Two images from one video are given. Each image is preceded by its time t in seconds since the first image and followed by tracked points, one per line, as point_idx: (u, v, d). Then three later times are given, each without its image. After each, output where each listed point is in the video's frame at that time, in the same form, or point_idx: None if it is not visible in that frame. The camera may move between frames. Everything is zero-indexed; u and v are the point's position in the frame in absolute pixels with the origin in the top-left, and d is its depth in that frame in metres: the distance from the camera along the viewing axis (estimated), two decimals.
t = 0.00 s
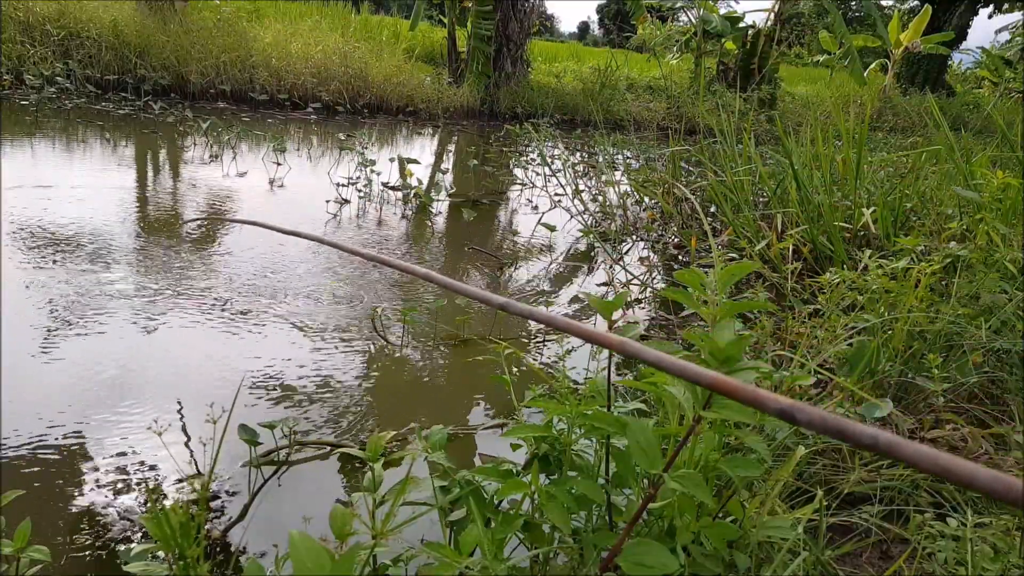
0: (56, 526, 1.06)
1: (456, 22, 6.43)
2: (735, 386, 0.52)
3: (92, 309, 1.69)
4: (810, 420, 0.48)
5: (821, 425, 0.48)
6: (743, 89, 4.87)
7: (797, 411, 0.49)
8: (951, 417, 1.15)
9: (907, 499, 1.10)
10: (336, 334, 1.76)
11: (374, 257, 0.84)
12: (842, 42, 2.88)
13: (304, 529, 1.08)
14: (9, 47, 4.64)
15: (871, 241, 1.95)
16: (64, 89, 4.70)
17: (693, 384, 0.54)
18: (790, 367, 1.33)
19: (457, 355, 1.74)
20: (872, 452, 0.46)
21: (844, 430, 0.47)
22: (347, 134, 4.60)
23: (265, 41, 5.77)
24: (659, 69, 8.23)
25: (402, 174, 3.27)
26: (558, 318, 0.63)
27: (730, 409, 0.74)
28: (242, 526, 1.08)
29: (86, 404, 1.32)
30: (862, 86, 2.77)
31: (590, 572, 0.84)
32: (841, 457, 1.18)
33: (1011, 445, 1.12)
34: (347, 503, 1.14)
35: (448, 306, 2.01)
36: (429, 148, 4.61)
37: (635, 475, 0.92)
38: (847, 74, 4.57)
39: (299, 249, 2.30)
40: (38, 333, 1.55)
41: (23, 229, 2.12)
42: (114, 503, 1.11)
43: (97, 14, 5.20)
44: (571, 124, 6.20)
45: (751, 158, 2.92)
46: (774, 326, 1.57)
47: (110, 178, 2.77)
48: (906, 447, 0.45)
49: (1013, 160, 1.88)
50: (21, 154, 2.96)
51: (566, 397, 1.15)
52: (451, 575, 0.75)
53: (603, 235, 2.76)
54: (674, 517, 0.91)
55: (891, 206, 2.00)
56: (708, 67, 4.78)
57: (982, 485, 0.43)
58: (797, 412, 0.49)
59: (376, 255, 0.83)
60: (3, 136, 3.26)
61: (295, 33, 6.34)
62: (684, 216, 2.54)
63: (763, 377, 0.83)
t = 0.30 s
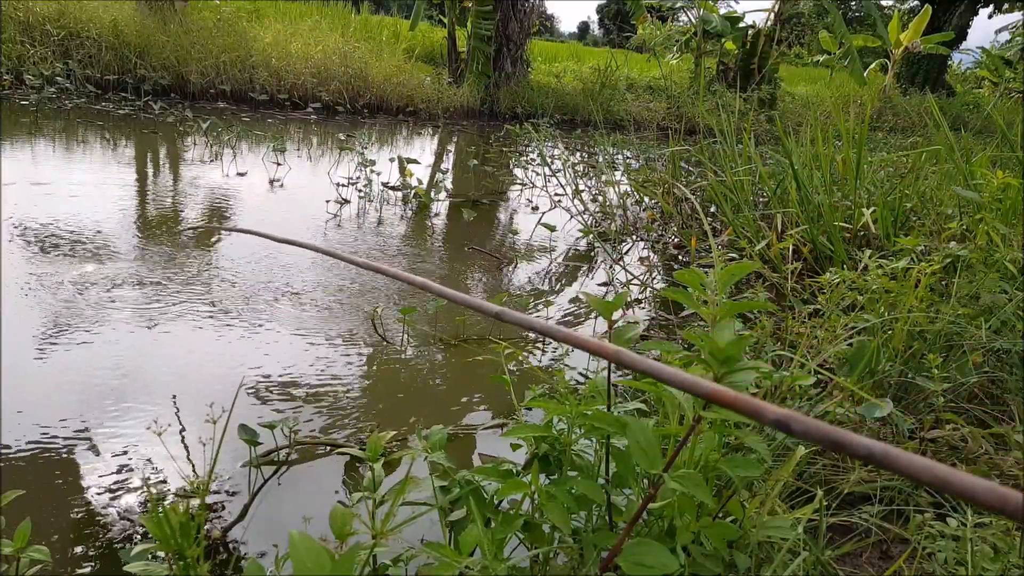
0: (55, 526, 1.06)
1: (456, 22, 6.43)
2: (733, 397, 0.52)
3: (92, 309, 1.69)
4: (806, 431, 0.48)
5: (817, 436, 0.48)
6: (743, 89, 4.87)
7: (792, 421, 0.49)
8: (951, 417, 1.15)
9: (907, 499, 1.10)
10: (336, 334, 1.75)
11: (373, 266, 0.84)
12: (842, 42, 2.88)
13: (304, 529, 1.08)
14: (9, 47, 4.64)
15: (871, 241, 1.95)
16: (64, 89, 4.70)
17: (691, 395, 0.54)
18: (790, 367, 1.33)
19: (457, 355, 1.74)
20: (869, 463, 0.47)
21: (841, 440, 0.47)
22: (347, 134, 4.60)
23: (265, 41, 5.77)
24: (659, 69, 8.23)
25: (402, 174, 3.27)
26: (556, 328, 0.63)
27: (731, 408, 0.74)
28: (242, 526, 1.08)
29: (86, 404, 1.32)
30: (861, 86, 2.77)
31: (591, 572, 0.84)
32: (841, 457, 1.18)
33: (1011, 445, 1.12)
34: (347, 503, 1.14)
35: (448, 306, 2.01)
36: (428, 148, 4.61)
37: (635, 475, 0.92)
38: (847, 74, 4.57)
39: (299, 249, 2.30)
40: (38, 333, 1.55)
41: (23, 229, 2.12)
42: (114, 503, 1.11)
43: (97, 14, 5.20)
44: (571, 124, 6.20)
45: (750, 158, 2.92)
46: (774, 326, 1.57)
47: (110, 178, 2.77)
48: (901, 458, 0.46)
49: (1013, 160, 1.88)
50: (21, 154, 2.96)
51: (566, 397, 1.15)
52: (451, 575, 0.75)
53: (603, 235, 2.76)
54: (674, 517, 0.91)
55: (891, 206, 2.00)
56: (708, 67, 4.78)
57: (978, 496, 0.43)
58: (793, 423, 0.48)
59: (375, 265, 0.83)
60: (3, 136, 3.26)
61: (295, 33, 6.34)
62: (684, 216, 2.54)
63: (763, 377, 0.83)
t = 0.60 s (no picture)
0: (56, 526, 1.06)
1: (456, 22, 6.42)
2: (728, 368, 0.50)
3: (93, 309, 1.69)
4: (799, 403, 0.46)
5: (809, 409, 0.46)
6: (743, 89, 4.87)
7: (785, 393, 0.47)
8: (951, 417, 1.15)
9: (907, 499, 1.10)
10: (336, 334, 1.76)
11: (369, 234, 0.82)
12: (842, 42, 2.88)
13: (304, 529, 1.08)
14: (9, 47, 4.64)
15: (871, 241, 1.95)
16: (64, 89, 4.70)
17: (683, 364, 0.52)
18: (790, 367, 1.33)
19: (457, 355, 1.73)
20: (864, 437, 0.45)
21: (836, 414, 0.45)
22: (347, 134, 4.60)
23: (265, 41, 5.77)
24: (659, 70, 8.24)
25: (402, 174, 3.27)
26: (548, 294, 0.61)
27: (731, 409, 0.74)
28: (242, 526, 1.08)
29: (86, 404, 1.33)
30: (861, 86, 2.77)
31: (590, 572, 0.84)
32: (841, 457, 1.18)
33: (1011, 445, 1.12)
34: (347, 503, 1.14)
35: (448, 306, 2.01)
36: (428, 148, 4.61)
37: (635, 475, 0.92)
38: (847, 74, 4.57)
39: (299, 249, 2.30)
40: (38, 333, 1.55)
41: (24, 229, 2.12)
42: (114, 503, 1.11)
43: (97, 14, 5.20)
44: (572, 124, 6.19)
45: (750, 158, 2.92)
46: (774, 325, 1.57)
47: (109, 179, 2.77)
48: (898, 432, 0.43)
49: (1013, 160, 1.88)
50: (21, 154, 2.96)
51: (566, 397, 1.15)
52: (451, 575, 0.75)
53: (603, 235, 2.76)
54: (674, 517, 0.91)
55: (891, 206, 2.00)
56: (708, 67, 4.78)
57: (975, 474, 0.41)
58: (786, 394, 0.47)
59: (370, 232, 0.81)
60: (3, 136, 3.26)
61: (295, 33, 6.34)
62: (684, 216, 2.54)
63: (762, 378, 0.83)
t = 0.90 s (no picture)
0: (56, 526, 1.06)
1: (456, 22, 6.42)
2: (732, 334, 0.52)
3: (93, 309, 1.69)
4: (799, 366, 0.49)
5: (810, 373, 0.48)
6: (743, 89, 4.87)
7: (787, 357, 0.49)
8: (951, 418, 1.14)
9: (907, 500, 1.10)
10: (336, 335, 1.75)
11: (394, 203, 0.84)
12: (842, 42, 2.88)
13: (304, 529, 1.08)
14: (9, 47, 4.64)
15: (871, 241, 1.95)
16: (64, 89, 4.70)
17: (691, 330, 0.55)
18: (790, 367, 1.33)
19: (457, 355, 1.73)
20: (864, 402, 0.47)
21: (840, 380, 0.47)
22: (347, 134, 4.60)
23: (265, 41, 5.77)
24: (659, 70, 8.24)
25: (402, 174, 3.27)
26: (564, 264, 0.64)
27: (731, 409, 0.74)
28: (242, 526, 1.08)
29: (86, 404, 1.32)
30: (861, 86, 2.77)
31: (590, 572, 0.84)
32: (841, 457, 1.18)
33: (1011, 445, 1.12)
34: (347, 503, 1.14)
35: (448, 306, 2.01)
36: (428, 148, 4.61)
37: (634, 475, 0.92)
38: (847, 74, 4.57)
39: (299, 249, 2.30)
40: (39, 333, 1.55)
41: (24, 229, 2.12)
42: (114, 503, 1.11)
43: (97, 14, 5.20)
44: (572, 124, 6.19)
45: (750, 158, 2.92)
46: (774, 326, 1.57)
47: (110, 178, 2.77)
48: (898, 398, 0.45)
49: (1013, 160, 1.88)
50: (21, 154, 2.96)
51: (566, 397, 1.15)
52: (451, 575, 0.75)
53: (603, 235, 2.76)
54: (674, 517, 0.91)
55: (891, 206, 2.00)
56: (708, 67, 4.78)
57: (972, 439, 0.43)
58: (787, 358, 0.49)
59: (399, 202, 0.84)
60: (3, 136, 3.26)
61: (295, 33, 6.34)
62: (684, 216, 2.54)
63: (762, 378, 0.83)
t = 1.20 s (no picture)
0: (56, 526, 1.06)
1: (456, 22, 6.42)
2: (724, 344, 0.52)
3: (93, 309, 1.69)
4: (794, 379, 0.49)
5: (805, 385, 0.48)
6: (743, 89, 4.87)
7: (782, 369, 0.49)
8: (951, 418, 1.14)
9: (907, 500, 1.10)
10: (336, 335, 1.76)
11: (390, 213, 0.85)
12: (842, 42, 2.88)
13: (304, 529, 1.08)
14: (9, 47, 4.64)
15: (871, 241, 1.95)
16: (64, 89, 4.70)
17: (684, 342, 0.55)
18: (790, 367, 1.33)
19: (457, 355, 1.74)
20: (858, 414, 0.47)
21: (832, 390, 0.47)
22: (347, 134, 4.60)
23: (265, 41, 5.77)
24: (659, 70, 8.24)
25: (402, 174, 3.27)
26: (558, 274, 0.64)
27: (731, 409, 0.74)
28: (242, 526, 1.08)
29: (86, 404, 1.32)
30: (861, 86, 2.77)
31: (590, 572, 0.84)
32: (841, 457, 1.18)
33: (1011, 445, 1.12)
34: (347, 503, 1.14)
35: (448, 306, 2.01)
36: (428, 148, 4.61)
37: (634, 475, 0.92)
38: (846, 74, 4.58)
39: (299, 249, 2.30)
40: (39, 333, 1.55)
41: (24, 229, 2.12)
42: (114, 504, 1.11)
43: (97, 14, 5.20)
44: (572, 124, 6.19)
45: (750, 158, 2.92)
46: (774, 326, 1.57)
47: (110, 178, 2.77)
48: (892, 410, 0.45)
49: (1013, 160, 1.88)
50: (21, 154, 2.96)
51: (566, 397, 1.15)
52: (451, 575, 0.75)
53: (603, 235, 2.76)
54: (674, 517, 0.91)
55: (891, 206, 2.00)
56: (707, 67, 4.78)
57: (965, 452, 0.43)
58: (782, 370, 0.49)
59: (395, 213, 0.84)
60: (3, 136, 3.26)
61: (295, 33, 6.34)
62: (684, 216, 2.54)
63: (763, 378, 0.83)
